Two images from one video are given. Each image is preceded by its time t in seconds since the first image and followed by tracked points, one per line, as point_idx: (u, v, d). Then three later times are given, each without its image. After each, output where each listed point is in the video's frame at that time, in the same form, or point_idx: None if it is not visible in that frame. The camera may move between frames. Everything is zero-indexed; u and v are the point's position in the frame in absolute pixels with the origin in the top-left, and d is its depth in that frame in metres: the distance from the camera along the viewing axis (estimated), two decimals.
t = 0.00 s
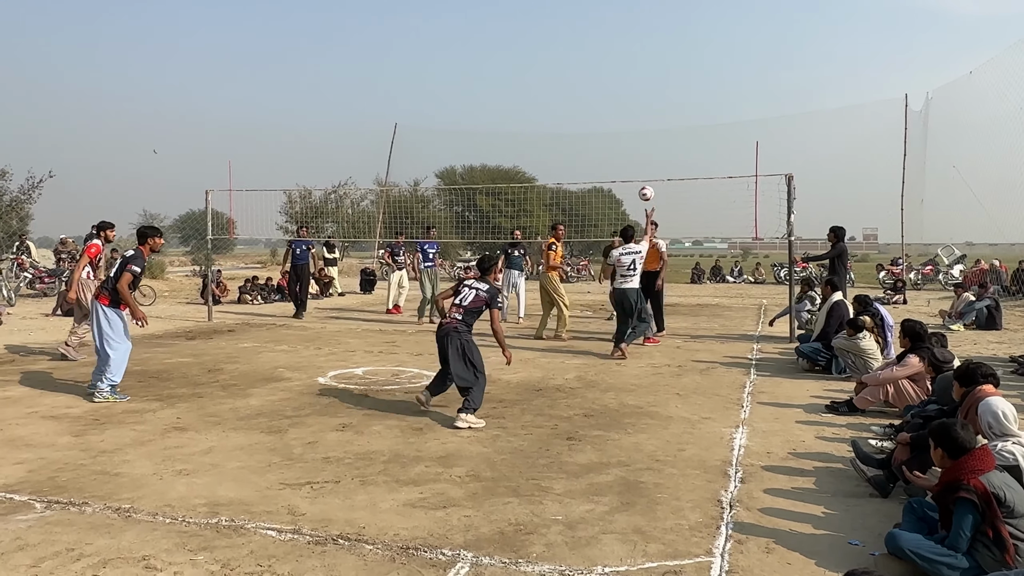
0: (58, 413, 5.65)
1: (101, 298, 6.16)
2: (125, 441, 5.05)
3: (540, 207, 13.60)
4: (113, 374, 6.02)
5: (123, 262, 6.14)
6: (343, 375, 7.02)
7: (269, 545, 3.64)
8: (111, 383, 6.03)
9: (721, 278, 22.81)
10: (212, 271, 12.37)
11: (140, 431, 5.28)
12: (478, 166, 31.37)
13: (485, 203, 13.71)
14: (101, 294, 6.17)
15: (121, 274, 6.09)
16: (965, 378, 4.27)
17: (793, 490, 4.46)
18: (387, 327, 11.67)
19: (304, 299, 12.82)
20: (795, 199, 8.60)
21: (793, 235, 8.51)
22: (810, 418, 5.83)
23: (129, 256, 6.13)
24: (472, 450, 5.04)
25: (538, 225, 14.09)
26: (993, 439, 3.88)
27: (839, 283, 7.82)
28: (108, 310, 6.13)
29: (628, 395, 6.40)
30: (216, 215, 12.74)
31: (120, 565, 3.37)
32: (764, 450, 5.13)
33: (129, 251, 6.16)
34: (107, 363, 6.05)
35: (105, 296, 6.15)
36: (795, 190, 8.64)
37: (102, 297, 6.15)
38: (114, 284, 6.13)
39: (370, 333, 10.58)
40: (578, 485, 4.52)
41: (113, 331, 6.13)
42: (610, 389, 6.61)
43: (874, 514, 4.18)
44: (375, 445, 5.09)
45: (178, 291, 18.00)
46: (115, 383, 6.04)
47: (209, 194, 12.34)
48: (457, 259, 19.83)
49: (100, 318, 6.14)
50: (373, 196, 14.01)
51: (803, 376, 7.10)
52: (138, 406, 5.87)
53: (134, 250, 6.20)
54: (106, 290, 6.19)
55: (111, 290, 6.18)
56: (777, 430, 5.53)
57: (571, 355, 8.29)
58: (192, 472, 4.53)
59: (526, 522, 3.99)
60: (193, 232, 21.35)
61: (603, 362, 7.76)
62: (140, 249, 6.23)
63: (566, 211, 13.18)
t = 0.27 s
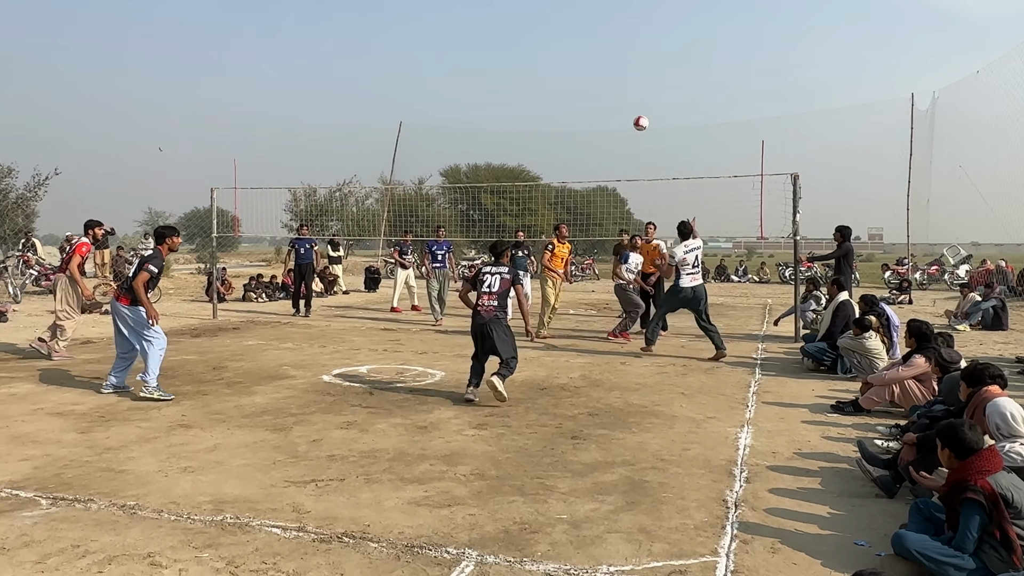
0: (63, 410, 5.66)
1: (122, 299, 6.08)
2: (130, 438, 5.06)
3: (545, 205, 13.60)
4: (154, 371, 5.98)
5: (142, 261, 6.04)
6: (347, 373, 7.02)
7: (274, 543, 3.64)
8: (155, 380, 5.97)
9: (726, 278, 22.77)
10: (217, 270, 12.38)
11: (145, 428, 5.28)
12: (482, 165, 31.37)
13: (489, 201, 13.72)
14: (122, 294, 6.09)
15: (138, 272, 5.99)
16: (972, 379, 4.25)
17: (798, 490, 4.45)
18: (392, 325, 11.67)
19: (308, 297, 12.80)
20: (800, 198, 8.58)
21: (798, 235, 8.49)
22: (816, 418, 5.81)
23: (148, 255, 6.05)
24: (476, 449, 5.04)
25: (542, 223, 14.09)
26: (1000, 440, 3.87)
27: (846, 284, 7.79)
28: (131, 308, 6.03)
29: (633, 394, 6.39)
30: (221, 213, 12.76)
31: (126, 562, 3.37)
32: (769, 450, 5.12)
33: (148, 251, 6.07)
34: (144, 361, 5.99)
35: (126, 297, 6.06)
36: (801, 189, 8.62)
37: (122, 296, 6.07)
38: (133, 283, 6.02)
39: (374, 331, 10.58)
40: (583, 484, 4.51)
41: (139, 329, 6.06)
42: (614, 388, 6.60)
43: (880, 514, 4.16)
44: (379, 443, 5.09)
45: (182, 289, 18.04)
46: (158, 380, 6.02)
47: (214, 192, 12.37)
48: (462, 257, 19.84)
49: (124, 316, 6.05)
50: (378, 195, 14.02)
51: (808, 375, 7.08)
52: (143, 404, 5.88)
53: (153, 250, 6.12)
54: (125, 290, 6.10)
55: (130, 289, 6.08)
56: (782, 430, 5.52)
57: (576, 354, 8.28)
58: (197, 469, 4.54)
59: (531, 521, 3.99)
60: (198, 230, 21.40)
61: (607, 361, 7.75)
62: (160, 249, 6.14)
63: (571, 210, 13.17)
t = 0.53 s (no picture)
0: (68, 407, 5.67)
1: (151, 294, 5.96)
2: (135, 435, 5.07)
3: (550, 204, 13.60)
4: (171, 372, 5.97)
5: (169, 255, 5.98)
6: (351, 371, 7.03)
7: (278, 541, 3.64)
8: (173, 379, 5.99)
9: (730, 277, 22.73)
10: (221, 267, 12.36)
11: (150, 425, 5.29)
12: (487, 164, 31.36)
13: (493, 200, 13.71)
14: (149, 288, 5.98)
15: (168, 264, 5.94)
16: (978, 379, 4.24)
17: (803, 490, 4.44)
18: (396, 323, 11.68)
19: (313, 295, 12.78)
20: (806, 197, 8.55)
21: (803, 234, 8.46)
22: (821, 418, 5.79)
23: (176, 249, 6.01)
24: (480, 447, 5.04)
25: (546, 222, 14.09)
26: (1007, 441, 3.87)
27: (851, 285, 7.77)
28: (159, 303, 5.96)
29: (637, 394, 6.39)
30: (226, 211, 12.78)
31: (130, 559, 3.38)
32: (774, 450, 5.11)
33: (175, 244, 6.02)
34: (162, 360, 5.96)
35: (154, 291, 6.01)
36: (806, 188, 8.60)
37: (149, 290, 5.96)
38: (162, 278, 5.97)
39: (378, 329, 10.58)
40: (587, 483, 4.51)
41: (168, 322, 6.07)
42: (618, 388, 6.59)
43: (885, 515, 4.15)
44: (383, 441, 5.09)
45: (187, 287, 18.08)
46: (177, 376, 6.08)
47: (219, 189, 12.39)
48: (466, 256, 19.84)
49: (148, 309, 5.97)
50: (382, 192, 14.03)
51: (813, 375, 7.06)
52: (147, 401, 5.89)
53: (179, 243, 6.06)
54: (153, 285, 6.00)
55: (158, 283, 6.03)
56: (787, 430, 5.51)
57: (580, 353, 8.28)
58: (202, 467, 4.54)
59: (535, 519, 3.99)
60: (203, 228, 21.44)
61: (612, 360, 7.74)
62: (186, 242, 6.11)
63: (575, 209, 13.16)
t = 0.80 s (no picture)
0: (73, 404, 5.69)
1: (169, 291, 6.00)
2: (139, 432, 5.08)
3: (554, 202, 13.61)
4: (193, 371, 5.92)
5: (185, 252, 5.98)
6: (355, 369, 7.03)
7: (282, 538, 3.64)
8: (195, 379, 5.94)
9: (734, 276, 22.71)
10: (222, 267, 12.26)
11: (154, 422, 5.30)
12: (491, 162, 31.36)
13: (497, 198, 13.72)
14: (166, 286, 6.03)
15: (185, 262, 5.94)
16: (983, 380, 4.22)
17: (807, 490, 4.44)
18: (400, 322, 11.70)
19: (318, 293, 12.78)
20: (810, 196, 8.52)
21: (808, 233, 8.44)
22: (825, 417, 5.78)
23: (191, 245, 6.01)
24: (484, 446, 5.04)
25: (550, 221, 14.09)
26: (1012, 441, 3.85)
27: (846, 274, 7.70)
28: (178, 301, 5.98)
29: (641, 393, 6.38)
30: (230, 209, 12.79)
31: (135, 556, 3.39)
32: (778, 449, 5.10)
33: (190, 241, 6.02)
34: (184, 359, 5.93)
35: (174, 289, 6.01)
36: (810, 187, 8.58)
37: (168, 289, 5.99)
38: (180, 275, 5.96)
39: (382, 328, 10.59)
40: (590, 482, 4.51)
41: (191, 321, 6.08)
42: (622, 387, 6.59)
43: (889, 515, 4.14)
44: (387, 439, 5.10)
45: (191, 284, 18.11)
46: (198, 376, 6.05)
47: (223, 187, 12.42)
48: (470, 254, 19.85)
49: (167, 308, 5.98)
50: (386, 190, 14.04)
51: (817, 375, 7.05)
52: (152, 398, 5.91)
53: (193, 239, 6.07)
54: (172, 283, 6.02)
55: (178, 282, 6.03)
56: (791, 429, 5.50)
57: (583, 351, 8.28)
58: (206, 464, 4.55)
59: (538, 518, 3.99)
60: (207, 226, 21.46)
61: (616, 359, 7.74)
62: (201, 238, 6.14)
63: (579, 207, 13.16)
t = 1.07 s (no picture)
0: (78, 401, 5.71)
1: (189, 288, 6.04)
2: (144, 430, 5.09)
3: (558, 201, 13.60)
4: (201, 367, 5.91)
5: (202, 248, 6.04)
6: (359, 367, 7.04)
7: (286, 536, 3.65)
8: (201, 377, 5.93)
9: (738, 275, 22.67)
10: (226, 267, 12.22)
11: (159, 420, 5.32)
12: (495, 161, 31.35)
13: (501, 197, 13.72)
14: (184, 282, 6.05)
15: (205, 259, 6.00)
16: (989, 380, 4.21)
17: (811, 489, 4.43)
18: (405, 320, 11.71)
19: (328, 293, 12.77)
20: (815, 195, 8.50)
21: (813, 232, 8.43)
22: (829, 417, 5.76)
23: (209, 241, 6.06)
24: (488, 444, 5.04)
25: (554, 219, 14.09)
26: (1018, 442, 3.84)
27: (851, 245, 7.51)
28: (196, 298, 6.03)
29: (645, 392, 6.37)
30: (235, 207, 12.83)
31: (140, 553, 3.40)
32: (782, 449, 5.09)
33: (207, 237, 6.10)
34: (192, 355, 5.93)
35: (194, 286, 6.05)
36: (816, 186, 8.56)
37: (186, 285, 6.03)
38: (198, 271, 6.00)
39: (386, 326, 10.60)
40: (594, 481, 4.50)
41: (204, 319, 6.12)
42: (626, 386, 6.59)
43: (894, 515, 4.13)
44: (391, 437, 5.10)
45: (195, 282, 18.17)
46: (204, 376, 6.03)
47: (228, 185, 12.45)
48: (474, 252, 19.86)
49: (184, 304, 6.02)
50: (390, 188, 14.05)
51: (822, 374, 7.04)
52: (156, 396, 5.92)
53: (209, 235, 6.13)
54: (190, 279, 6.06)
55: (196, 278, 6.07)
56: (796, 429, 5.49)
57: (588, 350, 8.27)
58: (210, 462, 4.56)
59: (542, 517, 3.98)
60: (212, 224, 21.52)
61: (620, 358, 7.73)
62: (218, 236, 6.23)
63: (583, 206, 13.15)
